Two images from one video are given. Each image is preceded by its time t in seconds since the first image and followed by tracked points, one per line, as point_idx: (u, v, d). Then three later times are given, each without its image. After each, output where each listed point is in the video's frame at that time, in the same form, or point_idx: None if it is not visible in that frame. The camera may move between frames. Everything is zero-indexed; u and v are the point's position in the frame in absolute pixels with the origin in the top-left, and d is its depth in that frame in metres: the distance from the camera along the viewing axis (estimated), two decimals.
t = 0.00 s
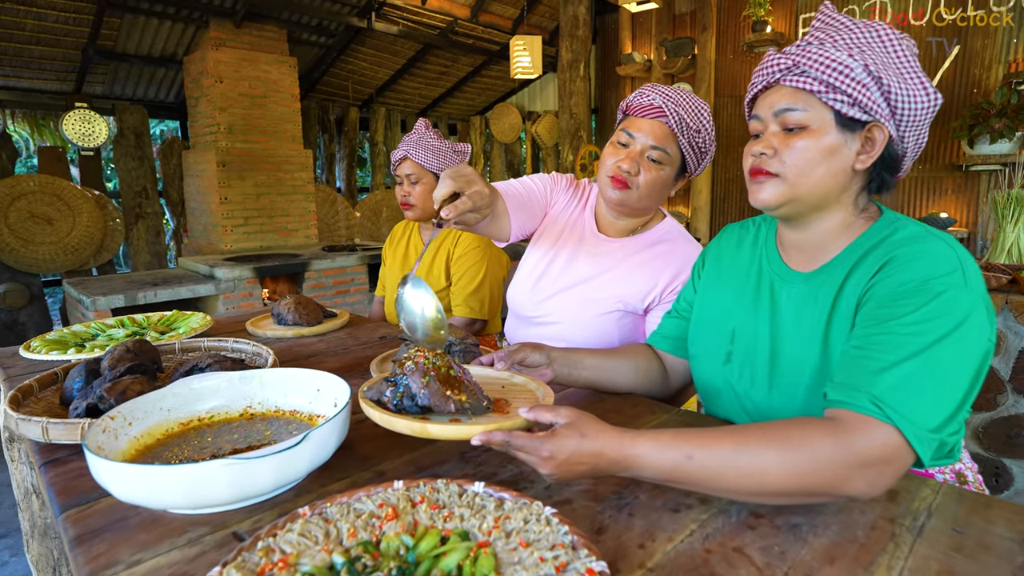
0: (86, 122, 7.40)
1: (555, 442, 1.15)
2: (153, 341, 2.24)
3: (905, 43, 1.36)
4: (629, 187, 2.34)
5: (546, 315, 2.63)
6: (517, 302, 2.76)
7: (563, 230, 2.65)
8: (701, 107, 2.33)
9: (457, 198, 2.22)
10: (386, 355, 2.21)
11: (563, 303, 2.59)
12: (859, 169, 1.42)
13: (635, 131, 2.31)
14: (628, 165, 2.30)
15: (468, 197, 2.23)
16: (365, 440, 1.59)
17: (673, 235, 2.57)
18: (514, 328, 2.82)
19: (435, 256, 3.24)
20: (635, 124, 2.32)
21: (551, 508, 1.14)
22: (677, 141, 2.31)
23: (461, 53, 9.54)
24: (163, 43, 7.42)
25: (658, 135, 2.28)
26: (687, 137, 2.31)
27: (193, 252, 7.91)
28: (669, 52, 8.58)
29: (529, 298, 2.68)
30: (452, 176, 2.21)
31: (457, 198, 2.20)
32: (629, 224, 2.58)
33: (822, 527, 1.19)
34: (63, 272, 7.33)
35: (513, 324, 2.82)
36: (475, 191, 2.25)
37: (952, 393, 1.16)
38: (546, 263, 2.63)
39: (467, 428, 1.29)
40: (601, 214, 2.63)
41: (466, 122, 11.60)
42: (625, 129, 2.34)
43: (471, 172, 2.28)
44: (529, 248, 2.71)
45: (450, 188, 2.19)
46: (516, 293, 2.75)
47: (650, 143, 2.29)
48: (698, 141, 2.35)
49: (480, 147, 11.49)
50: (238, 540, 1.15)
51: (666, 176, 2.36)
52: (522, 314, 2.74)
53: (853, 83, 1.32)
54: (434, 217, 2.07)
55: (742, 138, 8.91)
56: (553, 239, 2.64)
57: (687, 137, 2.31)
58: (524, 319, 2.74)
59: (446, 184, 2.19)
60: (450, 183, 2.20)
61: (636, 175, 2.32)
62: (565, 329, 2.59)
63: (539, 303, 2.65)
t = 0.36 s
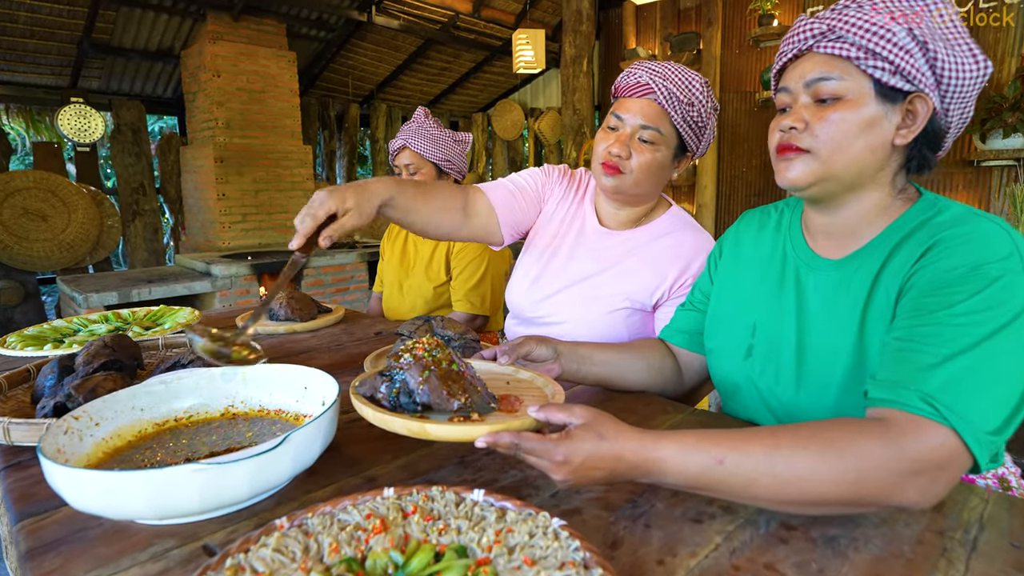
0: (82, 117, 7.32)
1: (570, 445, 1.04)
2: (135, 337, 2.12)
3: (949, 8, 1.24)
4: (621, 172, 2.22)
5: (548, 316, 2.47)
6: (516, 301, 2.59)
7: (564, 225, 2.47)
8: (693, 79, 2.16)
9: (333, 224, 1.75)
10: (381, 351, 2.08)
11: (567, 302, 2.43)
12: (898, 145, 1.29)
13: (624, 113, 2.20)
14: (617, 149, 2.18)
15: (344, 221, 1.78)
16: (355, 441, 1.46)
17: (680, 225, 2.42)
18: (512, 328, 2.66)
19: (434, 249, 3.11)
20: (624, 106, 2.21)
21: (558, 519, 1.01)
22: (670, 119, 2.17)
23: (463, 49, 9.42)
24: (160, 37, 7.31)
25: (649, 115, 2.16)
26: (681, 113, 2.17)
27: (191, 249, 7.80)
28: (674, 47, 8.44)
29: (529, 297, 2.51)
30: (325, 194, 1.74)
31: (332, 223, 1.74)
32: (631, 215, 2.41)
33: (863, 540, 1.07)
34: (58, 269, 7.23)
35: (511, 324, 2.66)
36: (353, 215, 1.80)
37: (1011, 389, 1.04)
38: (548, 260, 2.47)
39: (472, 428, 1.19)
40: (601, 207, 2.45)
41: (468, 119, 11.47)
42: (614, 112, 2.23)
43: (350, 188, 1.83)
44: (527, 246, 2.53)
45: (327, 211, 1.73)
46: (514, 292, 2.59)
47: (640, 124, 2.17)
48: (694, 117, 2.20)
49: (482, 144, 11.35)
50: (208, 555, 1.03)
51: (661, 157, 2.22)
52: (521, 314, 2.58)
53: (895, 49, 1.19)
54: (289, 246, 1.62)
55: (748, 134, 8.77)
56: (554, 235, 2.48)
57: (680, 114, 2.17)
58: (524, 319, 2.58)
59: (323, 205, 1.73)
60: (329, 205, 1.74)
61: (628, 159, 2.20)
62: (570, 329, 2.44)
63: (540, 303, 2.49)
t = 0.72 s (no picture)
0: (80, 114, 7.21)
1: (677, 436, 0.99)
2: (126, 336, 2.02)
3: None
4: (604, 162, 1.97)
5: (544, 329, 2.23)
6: (508, 314, 2.33)
7: (549, 226, 2.21)
8: (671, 54, 1.91)
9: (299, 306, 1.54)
10: (385, 351, 1.96)
11: (562, 313, 2.19)
12: (968, 124, 1.24)
13: (602, 99, 1.96)
14: (597, 138, 1.94)
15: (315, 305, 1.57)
16: (360, 446, 1.36)
17: (678, 212, 2.10)
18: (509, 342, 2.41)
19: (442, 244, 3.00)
20: (600, 92, 1.98)
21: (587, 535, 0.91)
22: (651, 99, 1.94)
23: (465, 45, 9.32)
24: (159, 33, 7.22)
25: (628, 97, 1.93)
26: (662, 92, 1.93)
27: (191, 248, 7.70)
28: (679, 43, 8.34)
29: (522, 309, 2.26)
30: (296, 272, 1.57)
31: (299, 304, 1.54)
32: (622, 208, 2.13)
33: (922, 559, 0.96)
34: (56, 268, 7.14)
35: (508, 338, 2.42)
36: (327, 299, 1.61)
37: None
38: (538, 266, 2.23)
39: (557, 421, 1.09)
40: (588, 203, 2.18)
41: (470, 117, 11.35)
42: (592, 99, 2.00)
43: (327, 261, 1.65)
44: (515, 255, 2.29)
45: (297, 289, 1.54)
46: (506, 304, 2.33)
47: (619, 108, 1.93)
48: (679, 95, 1.95)
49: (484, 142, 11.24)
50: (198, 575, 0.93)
51: (648, 143, 1.97)
52: (516, 326, 2.33)
53: (965, 22, 1.15)
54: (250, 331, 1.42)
55: (754, 132, 8.66)
56: (540, 238, 2.23)
57: (662, 93, 1.92)
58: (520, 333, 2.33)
59: (292, 283, 1.55)
60: (299, 282, 1.56)
61: (610, 147, 1.95)
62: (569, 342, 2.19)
63: (534, 315, 2.24)
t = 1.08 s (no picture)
0: (78, 112, 7.11)
1: (816, 453, 1.01)
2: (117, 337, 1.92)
3: None
4: (614, 159, 1.87)
5: (553, 331, 2.13)
6: (514, 315, 2.24)
7: (557, 222, 2.12)
8: (685, 40, 1.79)
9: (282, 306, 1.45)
10: (389, 353, 1.86)
11: (573, 315, 2.09)
12: None
13: (610, 90, 1.85)
14: (605, 133, 1.83)
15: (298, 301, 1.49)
16: (364, 457, 1.27)
17: (693, 209, 2.00)
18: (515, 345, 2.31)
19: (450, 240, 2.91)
20: (608, 83, 1.86)
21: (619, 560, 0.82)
22: (662, 90, 1.82)
23: (468, 43, 9.23)
24: (159, 30, 7.13)
25: (639, 89, 1.81)
26: (675, 82, 1.81)
27: (190, 247, 7.61)
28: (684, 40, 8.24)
29: (531, 310, 2.16)
30: (278, 266, 1.46)
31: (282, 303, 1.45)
32: (634, 204, 2.02)
33: None
34: (54, 267, 7.05)
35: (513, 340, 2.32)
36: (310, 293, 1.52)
37: None
38: (546, 265, 2.14)
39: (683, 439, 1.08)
40: (597, 199, 2.08)
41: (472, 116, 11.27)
42: (600, 90, 1.88)
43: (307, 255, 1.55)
44: (519, 253, 2.21)
45: (280, 286, 1.45)
46: (512, 305, 2.23)
47: (630, 100, 1.82)
48: (692, 85, 1.83)
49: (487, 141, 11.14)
50: None
51: (659, 136, 1.86)
52: (524, 329, 2.23)
53: None
54: (227, 331, 1.34)
55: (759, 130, 8.56)
56: (548, 236, 2.13)
57: (674, 83, 1.81)
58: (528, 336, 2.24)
59: (276, 278, 1.45)
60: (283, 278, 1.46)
61: (619, 143, 1.84)
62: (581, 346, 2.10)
63: (541, 316, 2.14)
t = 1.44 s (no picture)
0: (77, 110, 7.04)
1: (986, 473, 0.97)
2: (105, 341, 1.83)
3: None
4: (639, 150, 1.82)
5: (571, 333, 2.03)
6: (530, 316, 2.13)
7: (578, 220, 2.04)
8: (717, 28, 1.73)
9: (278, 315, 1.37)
10: (393, 357, 1.77)
11: (593, 317, 1.99)
12: None
13: (637, 79, 1.80)
14: (632, 123, 1.78)
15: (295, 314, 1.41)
16: (370, 469, 1.18)
17: (718, 208, 1.93)
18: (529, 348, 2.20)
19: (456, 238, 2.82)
20: (635, 71, 1.81)
21: None
22: (692, 79, 1.78)
23: (470, 41, 9.14)
24: (159, 27, 7.06)
25: (666, 78, 1.77)
26: (705, 71, 1.76)
27: (189, 247, 7.53)
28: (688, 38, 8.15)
29: (549, 311, 2.06)
30: (288, 277, 1.40)
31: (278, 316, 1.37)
32: (658, 200, 1.96)
33: None
34: (52, 266, 6.98)
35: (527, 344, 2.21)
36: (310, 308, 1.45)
37: None
38: (566, 264, 2.05)
39: (847, 462, 0.96)
40: (619, 195, 2.01)
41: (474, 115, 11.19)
42: (625, 79, 1.84)
43: (320, 268, 1.49)
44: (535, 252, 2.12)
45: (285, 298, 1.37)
46: (527, 305, 2.13)
47: (656, 90, 1.78)
48: (723, 74, 1.78)
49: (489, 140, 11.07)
50: None
51: (687, 128, 1.82)
52: (540, 331, 2.12)
53: None
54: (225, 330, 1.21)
55: (764, 128, 8.47)
56: (568, 233, 2.05)
57: (704, 71, 1.76)
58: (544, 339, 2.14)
59: (283, 289, 1.38)
60: (290, 289, 1.39)
61: (646, 134, 1.80)
62: (601, 350, 2.00)
63: (559, 318, 2.04)
